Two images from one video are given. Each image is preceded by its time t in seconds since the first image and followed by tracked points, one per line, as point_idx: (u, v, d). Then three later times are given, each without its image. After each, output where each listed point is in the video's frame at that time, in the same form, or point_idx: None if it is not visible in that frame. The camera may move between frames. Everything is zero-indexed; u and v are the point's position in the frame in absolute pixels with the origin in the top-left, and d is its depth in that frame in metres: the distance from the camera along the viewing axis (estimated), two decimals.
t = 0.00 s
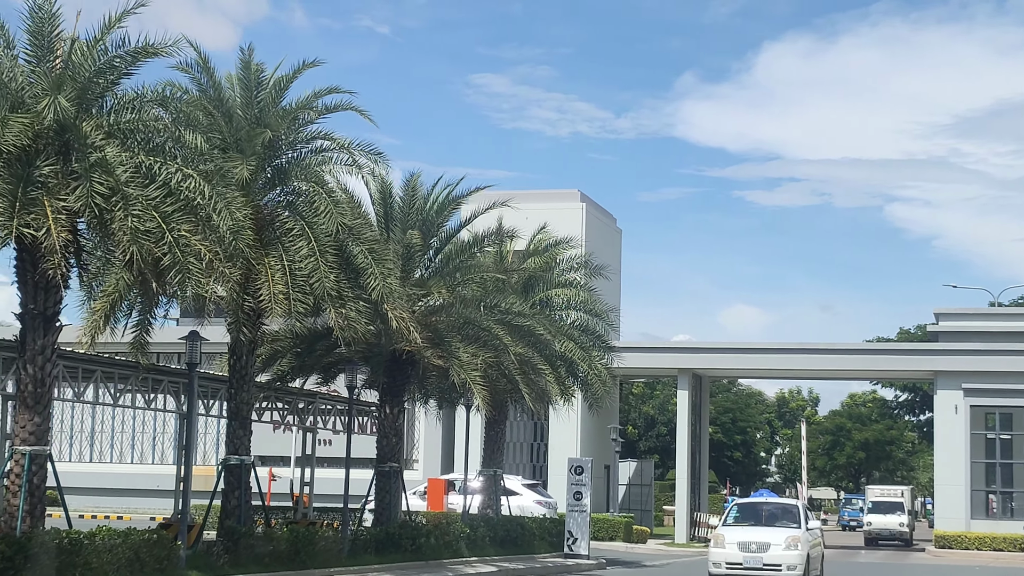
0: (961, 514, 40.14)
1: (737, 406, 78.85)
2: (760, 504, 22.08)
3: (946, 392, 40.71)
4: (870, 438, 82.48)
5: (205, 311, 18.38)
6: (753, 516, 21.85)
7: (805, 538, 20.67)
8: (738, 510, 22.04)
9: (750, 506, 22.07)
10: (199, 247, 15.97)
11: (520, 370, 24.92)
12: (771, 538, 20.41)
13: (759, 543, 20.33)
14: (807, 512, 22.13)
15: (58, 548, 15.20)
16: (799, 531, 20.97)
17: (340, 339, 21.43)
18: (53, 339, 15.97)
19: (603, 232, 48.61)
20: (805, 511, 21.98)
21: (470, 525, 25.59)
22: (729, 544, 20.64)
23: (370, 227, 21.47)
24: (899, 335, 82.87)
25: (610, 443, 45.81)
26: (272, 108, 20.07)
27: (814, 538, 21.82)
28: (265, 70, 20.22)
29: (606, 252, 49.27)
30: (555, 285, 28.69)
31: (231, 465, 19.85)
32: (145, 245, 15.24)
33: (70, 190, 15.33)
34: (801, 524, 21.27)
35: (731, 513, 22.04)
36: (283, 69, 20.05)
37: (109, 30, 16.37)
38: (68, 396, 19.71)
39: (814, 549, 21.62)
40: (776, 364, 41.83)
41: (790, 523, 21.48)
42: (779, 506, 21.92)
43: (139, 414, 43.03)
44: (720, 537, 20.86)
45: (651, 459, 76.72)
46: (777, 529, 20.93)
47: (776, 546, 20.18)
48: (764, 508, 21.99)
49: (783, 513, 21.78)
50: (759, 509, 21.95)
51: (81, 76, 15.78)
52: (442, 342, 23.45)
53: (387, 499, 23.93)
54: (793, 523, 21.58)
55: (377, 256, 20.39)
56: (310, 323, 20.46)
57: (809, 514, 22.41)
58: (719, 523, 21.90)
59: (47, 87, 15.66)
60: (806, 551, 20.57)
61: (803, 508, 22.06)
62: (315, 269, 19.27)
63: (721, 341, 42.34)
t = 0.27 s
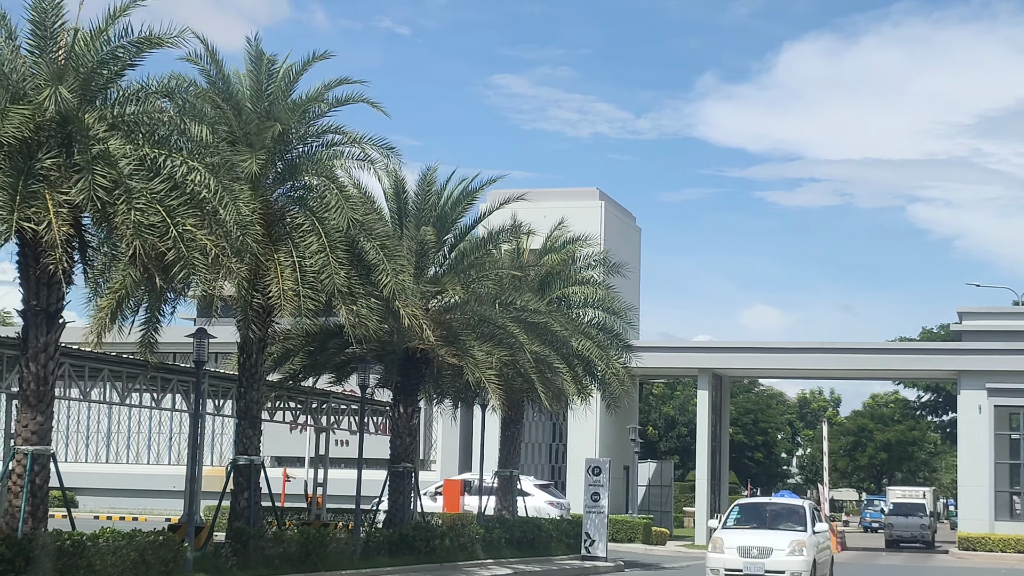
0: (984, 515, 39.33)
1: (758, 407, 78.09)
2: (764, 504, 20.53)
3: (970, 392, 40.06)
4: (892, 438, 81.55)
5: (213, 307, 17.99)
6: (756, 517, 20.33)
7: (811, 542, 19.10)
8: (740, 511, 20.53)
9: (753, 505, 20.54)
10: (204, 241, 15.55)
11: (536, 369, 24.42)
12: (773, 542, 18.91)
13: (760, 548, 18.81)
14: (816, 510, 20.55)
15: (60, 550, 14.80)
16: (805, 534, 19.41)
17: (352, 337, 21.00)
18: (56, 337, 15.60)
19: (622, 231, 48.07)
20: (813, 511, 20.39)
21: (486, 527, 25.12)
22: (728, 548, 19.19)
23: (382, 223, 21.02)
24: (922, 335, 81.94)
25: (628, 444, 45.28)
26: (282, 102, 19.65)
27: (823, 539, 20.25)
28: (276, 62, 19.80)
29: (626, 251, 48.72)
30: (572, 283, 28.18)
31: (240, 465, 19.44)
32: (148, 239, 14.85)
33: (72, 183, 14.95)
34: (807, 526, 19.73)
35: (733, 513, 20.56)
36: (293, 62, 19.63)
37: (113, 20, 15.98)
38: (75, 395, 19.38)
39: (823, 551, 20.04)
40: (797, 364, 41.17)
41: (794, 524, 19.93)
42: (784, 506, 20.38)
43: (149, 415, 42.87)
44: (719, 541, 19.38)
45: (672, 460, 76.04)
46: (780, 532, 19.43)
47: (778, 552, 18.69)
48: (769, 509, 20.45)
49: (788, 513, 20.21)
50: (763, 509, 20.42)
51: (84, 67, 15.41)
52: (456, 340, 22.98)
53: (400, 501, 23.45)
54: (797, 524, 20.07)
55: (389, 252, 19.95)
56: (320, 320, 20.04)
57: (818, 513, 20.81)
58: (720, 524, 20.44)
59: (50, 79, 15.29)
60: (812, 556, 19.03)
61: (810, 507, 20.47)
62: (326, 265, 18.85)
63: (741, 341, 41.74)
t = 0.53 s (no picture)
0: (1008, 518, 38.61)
1: (778, 409, 77.28)
2: (763, 507, 19.64)
3: (992, 393, 39.35)
4: (914, 440, 80.62)
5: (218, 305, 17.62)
6: (753, 521, 19.43)
7: (811, 547, 18.18)
8: (737, 514, 19.66)
9: (750, 509, 19.67)
10: (206, 236, 15.17)
11: (550, 369, 23.92)
12: (770, 548, 18.01)
13: (756, 554, 17.94)
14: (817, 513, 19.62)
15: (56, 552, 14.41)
16: (805, 538, 18.49)
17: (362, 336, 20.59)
18: (57, 335, 15.25)
19: (640, 229, 47.46)
20: (815, 514, 19.48)
21: (499, 529, 24.68)
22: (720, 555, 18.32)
23: (393, 220, 20.60)
24: (943, 336, 80.98)
25: (646, 446, 44.76)
26: (289, 97, 19.27)
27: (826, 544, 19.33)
28: (284, 56, 19.41)
29: (644, 251, 48.15)
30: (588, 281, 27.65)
31: (248, 467, 19.08)
32: (149, 235, 14.49)
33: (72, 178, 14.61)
34: (807, 530, 18.83)
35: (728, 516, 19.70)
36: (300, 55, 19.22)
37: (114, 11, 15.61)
38: (79, 396, 19.08)
39: (825, 556, 19.13)
40: (816, 365, 40.51)
41: (795, 527, 19.02)
42: (784, 509, 19.47)
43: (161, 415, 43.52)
44: (711, 546, 18.50)
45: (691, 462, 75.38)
46: (778, 536, 18.53)
47: (775, 558, 17.79)
48: (768, 513, 19.54)
49: (788, 517, 19.30)
50: (761, 512, 19.53)
51: (85, 60, 15.08)
52: (468, 339, 22.54)
53: (412, 503, 23.04)
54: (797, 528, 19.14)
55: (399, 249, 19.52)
56: (329, 319, 19.65)
57: (821, 516, 19.88)
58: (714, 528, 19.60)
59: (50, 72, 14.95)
60: (814, 562, 18.11)
61: (811, 509, 19.55)
62: (333, 261, 18.45)
63: (759, 341, 41.14)
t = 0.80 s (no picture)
0: None
1: (800, 409, 76.44)
2: (758, 512, 18.63)
3: (1017, 392, 38.58)
4: (937, 441, 79.60)
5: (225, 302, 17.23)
6: (747, 526, 18.41)
7: (809, 554, 17.11)
8: (730, 519, 18.65)
9: (743, 513, 18.68)
10: (210, 231, 14.77)
11: (566, 367, 23.41)
12: (764, 555, 16.96)
13: (748, 561, 16.92)
14: (815, 517, 18.59)
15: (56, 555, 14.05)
16: (803, 544, 17.44)
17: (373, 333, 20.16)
18: (58, 332, 14.89)
19: (660, 227, 46.85)
20: (813, 518, 18.47)
21: (515, 531, 24.22)
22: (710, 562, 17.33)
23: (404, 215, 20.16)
24: (967, 335, 79.95)
25: (666, 447, 44.20)
26: (298, 90, 18.86)
27: (826, 549, 18.31)
28: (294, 47, 19.00)
29: (664, 249, 47.54)
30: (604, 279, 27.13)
31: (257, 468, 18.69)
32: (151, 229, 14.11)
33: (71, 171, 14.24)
34: (805, 535, 17.81)
35: (720, 520, 18.71)
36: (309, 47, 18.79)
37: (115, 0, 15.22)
38: (86, 395, 18.73)
39: (826, 562, 18.11)
40: (837, 364, 39.83)
41: (792, 533, 18.00)
42: (781, 515, 18.45)
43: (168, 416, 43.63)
44: (701, 552, 17.52)
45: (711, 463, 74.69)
46: (773, 542, 17.49)
47: (769, 565, 16.74)
48: (764, 518, 18.51)
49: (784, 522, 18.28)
50: (755, 517, 18.54)
51: (86, 50, 14.70)
52: (482, 337, 22.07)
53: (426, 504, 22.60)
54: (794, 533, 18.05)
55: (411, 245, 19.09)
56: (339, 316, 19.25)
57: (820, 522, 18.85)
58: (705, 532, 18.61)
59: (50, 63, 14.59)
60: (810, 569, 17.03)
61: (810, 512, 18.48)
62: (343, 257, 18.03)
63: (779, 340, 40.50)
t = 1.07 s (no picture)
0: None
1: (820, 411, 75.60)
2: (745, 517, 16.25)
3: None
4: (960, 442, 78.59)
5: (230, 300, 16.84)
6: (732, 531, 16.03)
7: (798, 560, 14.76)
8: (714, 523, 16.27)
9: (728, 517, 16.31)
10: (211, 225, 14.35)
11: (580, 367, 22.90)
12: (749, 563, 14.49)
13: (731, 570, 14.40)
14: (809, 522, 16.24)
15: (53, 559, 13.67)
16: (794, 550, 15.11)
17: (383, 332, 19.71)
18: (57, 330, 14.51)
19: (678, 226, 46.28)
20: (806, 522, 16.13)
21: (530, 534, 23.73)
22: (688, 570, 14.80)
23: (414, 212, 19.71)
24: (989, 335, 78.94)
25: (685, 449, 43.61)
26: (304, 84, 18.45)
27: (820, 558, 15.94)
28: (299, 40, 18.59)
29: (683, 248, 46.96)
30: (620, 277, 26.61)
31: (264, 470, 18.28)
32: (149, 223, 13.73)
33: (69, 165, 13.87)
34: (796, 541, 15.47)
35: (701, 525, 16.32)
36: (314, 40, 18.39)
37: None
38: (90, 396, 18.42)
39: (819, 572, 15.71)
40: (858, 365, 39.14)
41: (782, 538, 15.63)
42: (770, 519, 16.09)
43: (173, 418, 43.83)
44: (678, 559, 14.96)
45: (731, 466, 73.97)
46: (760, 548, 15.08)
47: (755, 574, 14.24)
48: (751, 522, 16.11)
49: (773, 527, 15.91)
50: (741, 522, 16.14)
51: (83, 41, 14.40)
52: (495, 336, 21.59)
53: (438, 507, 22.15)
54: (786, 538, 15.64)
55: (421, 241, 18.59)
56: (348, 314, 18.83)
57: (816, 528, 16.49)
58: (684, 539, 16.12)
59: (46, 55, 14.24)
60: None
61: (805, 516, 16.12)
62: (350, 253, 17.59)
63: (799, 341, 39.83)
